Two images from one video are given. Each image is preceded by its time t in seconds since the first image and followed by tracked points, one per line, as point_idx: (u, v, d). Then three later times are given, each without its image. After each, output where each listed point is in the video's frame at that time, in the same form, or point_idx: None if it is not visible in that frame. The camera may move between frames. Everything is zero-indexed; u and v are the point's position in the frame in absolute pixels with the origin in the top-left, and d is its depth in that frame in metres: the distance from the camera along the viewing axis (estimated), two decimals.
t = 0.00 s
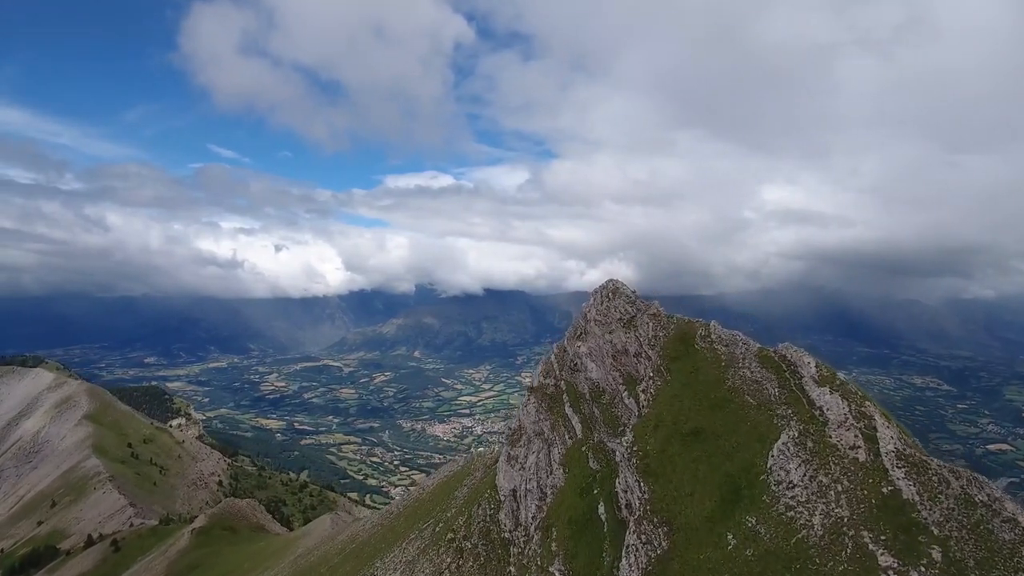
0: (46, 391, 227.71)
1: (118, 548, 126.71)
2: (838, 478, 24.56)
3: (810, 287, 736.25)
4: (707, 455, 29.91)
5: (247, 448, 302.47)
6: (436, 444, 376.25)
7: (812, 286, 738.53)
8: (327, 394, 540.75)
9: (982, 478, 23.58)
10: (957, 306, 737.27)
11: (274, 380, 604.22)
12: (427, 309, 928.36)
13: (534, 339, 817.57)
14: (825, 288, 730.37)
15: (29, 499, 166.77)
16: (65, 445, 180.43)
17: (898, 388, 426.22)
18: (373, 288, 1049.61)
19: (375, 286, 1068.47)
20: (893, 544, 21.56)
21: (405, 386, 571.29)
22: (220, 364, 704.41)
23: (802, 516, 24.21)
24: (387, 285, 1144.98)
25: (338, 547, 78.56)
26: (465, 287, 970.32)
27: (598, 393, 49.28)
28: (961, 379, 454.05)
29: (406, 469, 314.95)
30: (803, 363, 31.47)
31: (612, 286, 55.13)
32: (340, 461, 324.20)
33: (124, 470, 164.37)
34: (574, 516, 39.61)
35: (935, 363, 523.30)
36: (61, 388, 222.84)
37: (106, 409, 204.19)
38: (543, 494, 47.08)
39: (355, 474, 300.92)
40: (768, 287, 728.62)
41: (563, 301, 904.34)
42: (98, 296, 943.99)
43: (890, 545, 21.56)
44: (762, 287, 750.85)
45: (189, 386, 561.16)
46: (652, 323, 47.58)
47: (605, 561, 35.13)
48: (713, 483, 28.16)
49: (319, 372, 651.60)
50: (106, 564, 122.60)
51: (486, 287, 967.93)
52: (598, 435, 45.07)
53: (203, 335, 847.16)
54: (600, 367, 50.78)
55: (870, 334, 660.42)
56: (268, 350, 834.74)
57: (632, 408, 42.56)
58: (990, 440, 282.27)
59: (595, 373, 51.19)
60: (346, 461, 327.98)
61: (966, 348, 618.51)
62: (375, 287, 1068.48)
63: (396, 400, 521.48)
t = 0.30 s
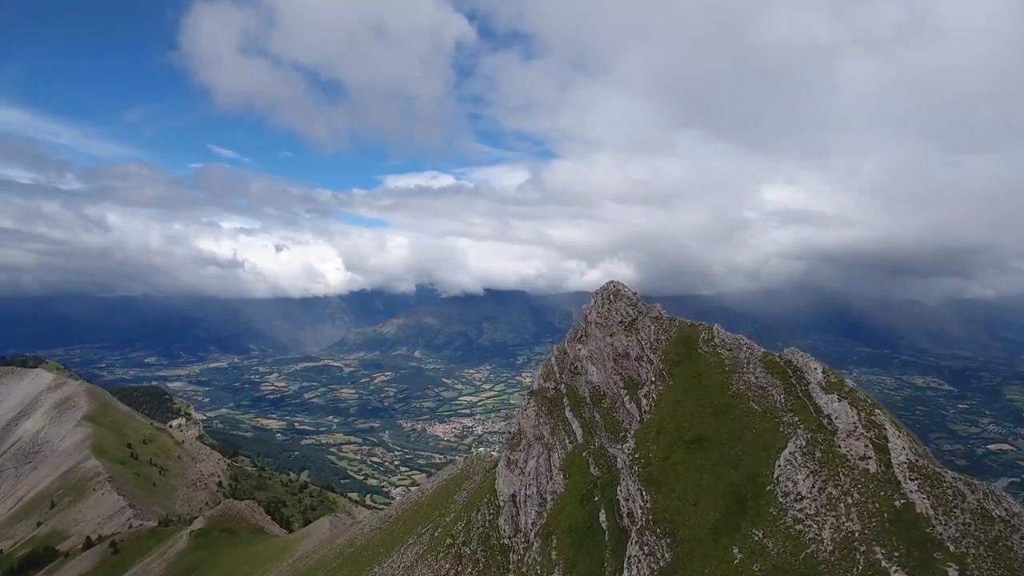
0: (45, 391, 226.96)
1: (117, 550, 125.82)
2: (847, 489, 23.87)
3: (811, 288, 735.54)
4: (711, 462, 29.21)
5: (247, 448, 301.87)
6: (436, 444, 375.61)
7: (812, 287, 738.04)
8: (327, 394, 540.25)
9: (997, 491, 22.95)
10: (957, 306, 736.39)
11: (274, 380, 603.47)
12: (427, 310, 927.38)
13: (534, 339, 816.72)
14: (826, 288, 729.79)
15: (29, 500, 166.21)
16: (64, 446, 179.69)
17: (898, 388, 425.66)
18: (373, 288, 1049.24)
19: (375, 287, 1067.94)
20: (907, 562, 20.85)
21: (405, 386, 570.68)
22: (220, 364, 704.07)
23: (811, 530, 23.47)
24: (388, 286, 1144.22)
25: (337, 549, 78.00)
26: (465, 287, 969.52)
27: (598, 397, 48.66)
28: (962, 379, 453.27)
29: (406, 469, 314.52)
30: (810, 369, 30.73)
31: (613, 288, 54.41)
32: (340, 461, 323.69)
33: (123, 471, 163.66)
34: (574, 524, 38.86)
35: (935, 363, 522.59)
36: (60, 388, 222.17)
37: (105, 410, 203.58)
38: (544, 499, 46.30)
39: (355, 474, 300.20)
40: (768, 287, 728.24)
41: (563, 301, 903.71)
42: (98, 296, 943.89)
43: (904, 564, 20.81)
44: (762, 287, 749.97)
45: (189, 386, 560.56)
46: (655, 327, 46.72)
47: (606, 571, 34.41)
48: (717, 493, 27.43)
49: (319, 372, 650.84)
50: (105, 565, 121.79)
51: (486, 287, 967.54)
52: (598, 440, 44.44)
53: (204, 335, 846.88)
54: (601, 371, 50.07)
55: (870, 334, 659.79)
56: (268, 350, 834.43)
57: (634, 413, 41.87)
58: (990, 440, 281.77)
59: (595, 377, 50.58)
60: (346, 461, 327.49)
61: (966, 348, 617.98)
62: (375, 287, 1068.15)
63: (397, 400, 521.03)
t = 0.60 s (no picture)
0: (45, 392, 226.18)
1: (115, 551, 123.44)
2: (859, 504, 23.08)
3: (812, 287, 733.89)
4: (715, 472, 28.37)
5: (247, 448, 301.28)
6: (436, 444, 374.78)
7: (813, 287, 736.44)
8: (328, 395, 539.62)
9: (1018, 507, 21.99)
10: (959, 306, 734.23)
11: (274, 380, 602.43)
12: (428, 309, 925.92)
13: (535, 338, 815.55)
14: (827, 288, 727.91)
15: (28, 501, 165.48)
16: (63, 447, 178.75)
17: (899, 388, 424.35)
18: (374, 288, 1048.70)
19: (376, 286, 1067.52)
20: None
21: (406, 386, 569.47)
22: (221, 364, 703.60)
23: (821, 546, 22.61)
24: (388, 285, 1143.43)
25: (335, 554, 77.14)
26: (465, 287, 968.29)
27: (600, 402, 47.84)
28: (964, 379, 451.51)
29: (406, 469, 313.83)
30: (817, 375, 29.91)
31: (615, 290, 53.55)
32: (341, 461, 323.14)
33: (122, 472, 162.60)
34: (574, 533, 37.93)
35: (937, 363, 520.90)
36: (59, 389, 221.29)
37: (105, 411, 202.82)
38: (543, 506, 45.44)
39: (355, 473, 299.23)
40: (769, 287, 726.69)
41: (564, 301, 902.37)
42: (100, 296, 944.19)
43: None
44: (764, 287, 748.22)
45: (190, 386, 559.74)
46: (657, 330, 45.85)
47: None
48: (724, 506, 26.47)
49: (320, 372, 649.82)
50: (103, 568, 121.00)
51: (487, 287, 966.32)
52: (600, 446, 43.51)
53: (205, 335, 846.40)
54: (603, 374, 49.27)
55: (872, 333, 657.80)
56: (269, 350, 834.04)
57: (636, 419, 40.99)
58: (992, 439, 280.64)
59: (596, 381, 49.92)
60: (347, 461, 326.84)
61: (967, 347, 615.82)
62: (376, 287, 1067.57)
63: (397, 400, 520.09)
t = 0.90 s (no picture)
0: (43, 393, 225.24)
1: (113, 554, 122.49)
2: (870, 519, 22.21)
3: (813, 288, 732.67)
4: (720, 483, 27.45)
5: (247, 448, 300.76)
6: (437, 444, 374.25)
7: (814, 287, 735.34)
8: (328, 395, 539.07)
9: None
10: (959, 306, 733.15)
11: (275, 380, 602.05)
12: (428, 310, 925.33)
13: (535, 339, 814.84)
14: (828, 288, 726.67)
15: (25, 503, 164.67)
16: (61, 449, 178.08)
17: (899, 388, 423.61)
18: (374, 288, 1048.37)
19: (377, 286, 1067.16)
20: None
21: (406, 386, 568.96)
22: (221, 364, 703.25)
23: (832, 564, 21.76)
24: (389, 286, 1143.52)
25: (332, 559, 76.22)
26: (466, 288, 967.17)
27: (600, 407, 47.02)
28: (964, 379, 450.45)
29: (406, 470, 313.20)
30: (824, 382, 29.00)
31: (615, 292, 52.60)
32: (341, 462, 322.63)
33: (121, 473, 161.79)
34: (575, 542, 36.94)
35: (937, 363, 520.13)
36: (58, 390, 220.29)
37: (104, 412, 201.96)
38: (543, 513, 44.51)
39: (356, 474, 298.78)
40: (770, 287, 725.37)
41: (564, 301, 901.66)
42: (100, 296, 944.17)
43: None
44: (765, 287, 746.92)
45: (190, 386, 559.48)
46: (659, 333, 44.88)
47: None
48: (729, 517, 25.58)
49: (320, 372, 649.20)
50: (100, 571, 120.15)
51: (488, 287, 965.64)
52: (601, 452, 42.54)
53: (205, 335, 846.06)
54: (603, 379, 48.45)
55: (872, 333, 656.67)
56: (269, 350, 833.86)
57: (638, 426, 40.06)
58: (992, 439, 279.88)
59: (596, 385, 49.08)
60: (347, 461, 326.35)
61: (968, 347, 614.68)
62: (376, 287, 1067.19)
63: (398, 400, 519.42)
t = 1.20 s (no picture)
0: (42, 394, 224.38)
1: (111, 556, 121.66)
2: (882, 534, 21.52)
3: (813, 288, 731.65)
4: (724, 492, 26.77)
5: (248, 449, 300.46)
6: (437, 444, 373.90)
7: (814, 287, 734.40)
8: (328, 395, 538.66)
9: None
10: (959, 305, 732.48)
11: (275, 380, 601.55)
12: (428, 310, 924.49)
13: (535, 339, 814.42)
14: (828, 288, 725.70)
15: (24, 504, 164.02)
16: (60, 449, 177.40)
17: (900, 388, 422.98)
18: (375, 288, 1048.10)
19: (377, 286, 1066.90)
20: None
21: (406, 386, 568.33)
22: (221, 364, 703.09)
23: None
24: (389, 286, 1143.16)
25: (330, 562, 75.71)
26: (466, 288, 966.67)
27: (601, 411, 46.38)
28: (964, 379, 449.75)
29: (406, 470, 312.77)
30: (831, 388, 28.21)
31: (617, 294, 51.88)
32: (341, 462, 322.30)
33: (120, 474, 160.88)
34: (574, 551, 36.20)
35: (937, 363, 519.61)
36: (57, 391, 219.54)
37: (103, 413, 201.22)
38: (543, 520, 43.83)
39: (356, 474, 298.17)
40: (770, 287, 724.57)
41: (565, 301, 901.11)
42: (100, 296, 943.84)
43: None
44: (765, 287, 746.04)
45: (190, 386, 558.97)
46: (661, 337, 44.17)
47: None
48: (734, 529, 24.86)
49: (320, 372, 648.67)
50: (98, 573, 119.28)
51: (488, 287, 964.96)
52: (602, 457, 41.76)
53: (205, 335, 845.75)
54: (603, 383, 47.77)
55: (873, 333, 656.29)
56: (269, 350, 833.46)
57: (638, 431, 39.47)
58: (993, 439, 279.41)
59: (596, 390, 48.44)
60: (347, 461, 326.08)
61: (968, 347, 613.88)
62: (377, 287, 1066.82)
63: (398, 401, 519.00)
